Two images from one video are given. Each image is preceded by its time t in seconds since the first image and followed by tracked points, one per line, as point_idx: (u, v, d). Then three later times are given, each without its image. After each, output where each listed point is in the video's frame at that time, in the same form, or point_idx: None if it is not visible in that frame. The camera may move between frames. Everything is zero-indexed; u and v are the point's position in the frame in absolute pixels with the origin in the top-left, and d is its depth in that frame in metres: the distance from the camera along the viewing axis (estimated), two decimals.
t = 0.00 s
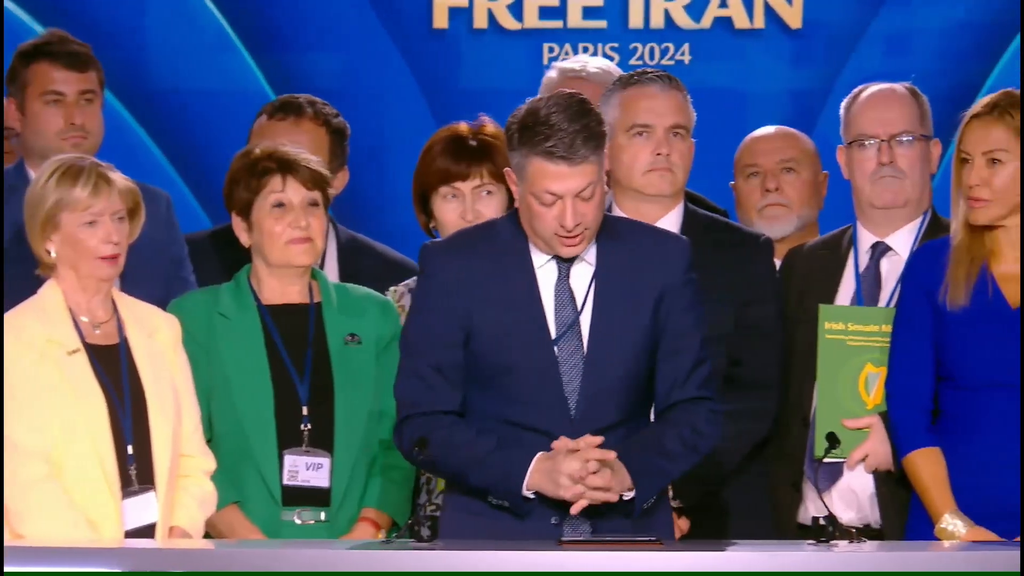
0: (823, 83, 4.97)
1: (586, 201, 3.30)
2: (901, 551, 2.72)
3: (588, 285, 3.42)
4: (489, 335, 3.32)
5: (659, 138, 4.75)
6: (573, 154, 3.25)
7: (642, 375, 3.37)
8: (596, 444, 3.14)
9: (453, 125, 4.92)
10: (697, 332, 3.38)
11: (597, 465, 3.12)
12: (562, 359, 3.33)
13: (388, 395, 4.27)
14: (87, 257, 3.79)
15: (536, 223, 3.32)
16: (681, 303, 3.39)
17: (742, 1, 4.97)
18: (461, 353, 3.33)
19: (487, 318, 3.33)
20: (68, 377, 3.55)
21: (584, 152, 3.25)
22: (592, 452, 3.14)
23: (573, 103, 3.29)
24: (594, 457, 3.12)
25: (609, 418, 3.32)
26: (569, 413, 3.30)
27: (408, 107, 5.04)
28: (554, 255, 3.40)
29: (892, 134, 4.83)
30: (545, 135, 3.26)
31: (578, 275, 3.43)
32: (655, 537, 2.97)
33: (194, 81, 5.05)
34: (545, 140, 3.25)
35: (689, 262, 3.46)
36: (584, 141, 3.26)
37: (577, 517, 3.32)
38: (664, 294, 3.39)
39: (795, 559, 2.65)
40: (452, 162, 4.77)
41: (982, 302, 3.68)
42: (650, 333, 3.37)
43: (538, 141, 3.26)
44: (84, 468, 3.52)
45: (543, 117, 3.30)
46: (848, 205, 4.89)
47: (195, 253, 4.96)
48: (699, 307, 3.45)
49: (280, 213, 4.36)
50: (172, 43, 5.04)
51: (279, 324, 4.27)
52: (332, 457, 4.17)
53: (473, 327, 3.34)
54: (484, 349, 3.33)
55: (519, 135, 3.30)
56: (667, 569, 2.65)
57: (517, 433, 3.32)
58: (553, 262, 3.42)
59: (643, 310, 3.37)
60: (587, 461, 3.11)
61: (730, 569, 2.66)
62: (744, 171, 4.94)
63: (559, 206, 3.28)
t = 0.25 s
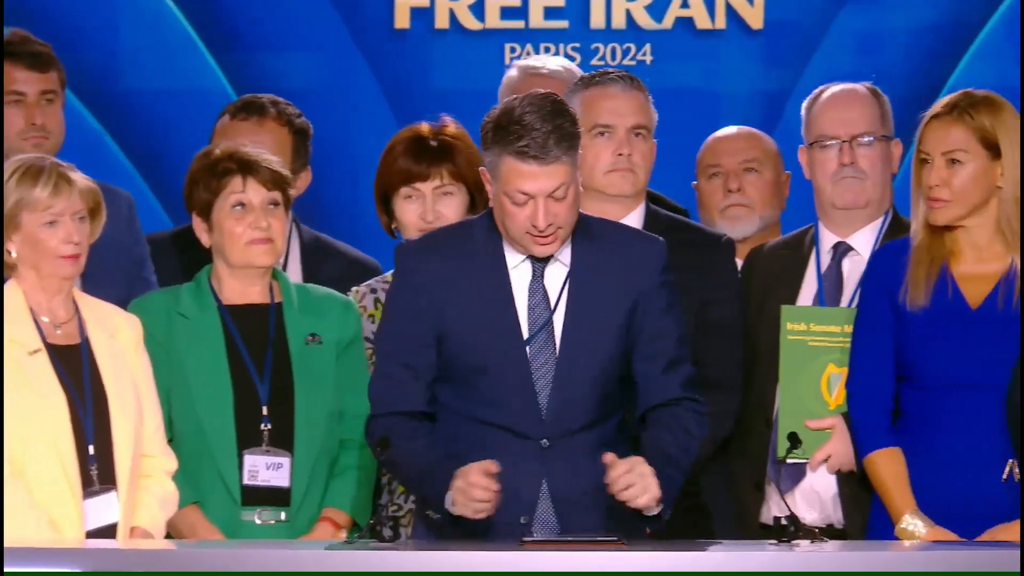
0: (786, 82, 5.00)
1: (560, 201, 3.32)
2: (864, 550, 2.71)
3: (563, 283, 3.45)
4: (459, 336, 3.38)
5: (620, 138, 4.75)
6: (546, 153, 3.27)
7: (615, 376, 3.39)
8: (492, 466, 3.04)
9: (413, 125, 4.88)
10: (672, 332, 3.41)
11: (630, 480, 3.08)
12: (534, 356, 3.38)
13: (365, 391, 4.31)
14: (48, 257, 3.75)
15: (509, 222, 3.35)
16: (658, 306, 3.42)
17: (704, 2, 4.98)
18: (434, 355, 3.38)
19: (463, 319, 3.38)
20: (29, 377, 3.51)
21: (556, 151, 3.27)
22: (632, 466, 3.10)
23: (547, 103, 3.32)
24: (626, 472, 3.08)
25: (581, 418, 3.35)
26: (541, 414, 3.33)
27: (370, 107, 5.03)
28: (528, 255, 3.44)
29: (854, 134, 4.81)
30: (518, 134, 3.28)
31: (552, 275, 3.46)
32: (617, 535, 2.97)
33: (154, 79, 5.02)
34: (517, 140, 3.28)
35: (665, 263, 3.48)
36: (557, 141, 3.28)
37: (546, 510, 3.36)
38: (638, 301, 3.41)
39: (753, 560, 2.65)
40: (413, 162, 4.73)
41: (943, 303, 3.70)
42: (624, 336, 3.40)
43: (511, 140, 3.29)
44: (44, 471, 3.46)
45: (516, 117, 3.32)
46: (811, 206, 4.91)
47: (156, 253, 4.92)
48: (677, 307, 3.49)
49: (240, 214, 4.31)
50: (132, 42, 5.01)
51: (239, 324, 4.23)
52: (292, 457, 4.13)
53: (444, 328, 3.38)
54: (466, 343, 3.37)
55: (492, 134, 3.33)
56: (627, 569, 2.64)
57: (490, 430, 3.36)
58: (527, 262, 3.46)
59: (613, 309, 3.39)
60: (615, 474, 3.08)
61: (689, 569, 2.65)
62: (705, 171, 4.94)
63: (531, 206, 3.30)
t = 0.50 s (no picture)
0: (756, 84, 4.93)
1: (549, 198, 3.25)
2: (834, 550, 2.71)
3: (549, 284, 3.42)
4: (435, 336, 3.35)
5: (591, 138, 4.83)
6: (535, 150, 3.19)
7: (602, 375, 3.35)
8: (404, 493, 2.96)
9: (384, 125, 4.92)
10: (658, 332, 3.37)
11: (661, 505, 2.95)
12: (521, 356, 3.34)
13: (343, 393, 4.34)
14: (18, 257, 3.81)
15: (497, 218, 3.29)
16: (646, 306, 3.38)
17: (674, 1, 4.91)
18: (417, 353, 3.34)
19: (443, 317, 3.35)
20: None
21: (547, 148, 3.20)
22: (665, 490, 2.98)
23: (538, 99, 3.24)
24: (658, 496, 2.96)
25: (563, 421, 3.31)
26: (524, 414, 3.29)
27: (339, 107, 4.99)
28: (516, 254, 3.41)
29: (824, 134, 4.84)
30: (508, 130, 3.21)
31: (539, 275, 3.43)
32: (587, 535, 2.95)
33: (122, 79, 4.97)
34: (507, 135, 3.21)
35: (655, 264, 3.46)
36: (548, 137, 3.20)
37: (529, 509, 3.31)
38: (625, 300, 3.38)
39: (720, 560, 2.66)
40: (382, 162, 4.74)
41: (913, 302, 3.71)
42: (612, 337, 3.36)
43: (500, 136, 3.22)
44: (13, 469, 3.39)
45: (508, 112, 3.25)
46: (779, 205, 4.90)
47: (127, 253, 4.90)
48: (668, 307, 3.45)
49: (210, 214, 4.32)
50: (99, 41, 4.97)
51: (209, 323, 4.21)
52: (262, 457, 4.11)
53: (430, 329, 3.35)
54: (444, 344, 3.34)
55: (483, 129, 3.26)
56: (594, 568, 2.66)
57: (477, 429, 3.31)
58: (515, 261, 3.43)
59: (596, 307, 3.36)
60: (647, 497, 2.96)
61: (658, 569, 2.66)
62: (677, 171, 4.91)
63: (521, 202, 3.23)
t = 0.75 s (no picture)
0: (728, 83, 4.94)
1: (541, 197, 3.19)
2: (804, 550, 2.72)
3: (537, 285, 3.39)
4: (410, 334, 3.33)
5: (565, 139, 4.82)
6: (528, 146, 3.14)
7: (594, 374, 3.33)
8: (365, 500, 3.01)
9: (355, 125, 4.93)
10: (642, 330, 3.34)
11: (629, 515, 2.96)
12: (507, 355, 3.32)
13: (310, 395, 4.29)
14: None
15: (488, 215, 3.24)
16: (633, 305, 3.35)
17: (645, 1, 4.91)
18: (409, 347, 3.32)
19: (416, 315, 3.33)
20: None
21: (540, 145, 3.14)
22: (631, 501, 2.99)
23: (535, 97, 3.19)
24: (626, 507, 2.97)
25: (552, 416, 3.28)
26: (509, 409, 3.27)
27: (309, 106, 4.97)
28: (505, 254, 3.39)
29: (795, 134, 4.85)
30: (501, 125, 3.16)
31: (528, 275, 3.40)
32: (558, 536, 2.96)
33: (91, 79, 4.95)
34: (500, 131, 3.15)
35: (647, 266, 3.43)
36: (541, 134, 3.15)
37: (510, 506, 3.27)
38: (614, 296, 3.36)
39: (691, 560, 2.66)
40: (353, 162, 4.75)
41: (882, 303, 3.74)
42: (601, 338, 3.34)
43: (494, 131, 3.17)
44: None
45: (503, 108, 3.20)
46: (751, 204, 4.91)
47: (96, 254, 4.87)
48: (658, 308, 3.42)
49: (179, 215, 4.33)
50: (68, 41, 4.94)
51: (179, 323, 4.19)
52: (231, 458, 4.08)
53: (420, 327, 3.33)
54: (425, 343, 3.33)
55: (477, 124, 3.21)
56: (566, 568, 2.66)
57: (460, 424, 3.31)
58: (504, 261, 3.41)
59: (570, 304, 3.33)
60: (614, 509, 2.98)
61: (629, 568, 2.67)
62: (648, 171, 4.91)
63: (512, 199, 3.18)
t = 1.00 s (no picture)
0: (699, 84, 4.95)
1: (530, 194, 3.21)
2: (776, 550, 2.75)
3: (526, 286, 3.42)
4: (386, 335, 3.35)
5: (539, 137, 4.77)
6: (518, 142, 3.17)
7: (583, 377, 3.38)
8: (347, 507, 2.99)
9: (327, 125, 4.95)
10: (620, 330, 3.37)
11: (597, 518, 2.99)
12: (492, 352, 3.35)
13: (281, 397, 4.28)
14: None
15: (477, 211, 3.26)
16: (619, 305, 3.37)
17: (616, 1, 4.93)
18: (399, 343, 3.36)
19: (390, 315, 3.36)
20: None
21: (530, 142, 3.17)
22: (597, 504, 3.02)
23: (526, 95, 3.22)
24: (593, 511, 3.00)
25: (536, 418, 3.33)
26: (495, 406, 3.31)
27: (281, 106, 4.98)
28: (495, 253, 3.42)
29: (768, 134, 4.86)
30: (492, 121, 3.19)
31: (517, 275, 3.43)
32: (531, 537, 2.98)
33: (62, 79, 4.94)
34: (491, 126, 3.18)
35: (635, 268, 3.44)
36: (532, 132, 3.18)
37: (493, 506, 3.32)
38: (599, 296, 3.38)
39: (663, 560, 2.69)
40: (326, 162, 4.68)
41: (852, 303, 3.77)
42: (584, 339, 3.36)
43: (485, 127, 3.19)
44: None
45: (494, 106, 3.22)
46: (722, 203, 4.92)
47: (68, 253, 4.86)
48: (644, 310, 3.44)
49: (152, 215, 4.33)
50: (38, 41, 4.93)
51: (151, 324, 4.18)
52: (204, 458, 4.08)
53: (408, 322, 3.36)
54: (412, 342, 3.36)
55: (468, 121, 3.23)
56: (540, 568, 2.67)
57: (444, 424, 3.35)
58: (493, 261, 3.44)
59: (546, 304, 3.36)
60: (582, 513, 3.00)
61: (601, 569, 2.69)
62: (619, 171, 4.94)
63: (502, 195, 3.20)
